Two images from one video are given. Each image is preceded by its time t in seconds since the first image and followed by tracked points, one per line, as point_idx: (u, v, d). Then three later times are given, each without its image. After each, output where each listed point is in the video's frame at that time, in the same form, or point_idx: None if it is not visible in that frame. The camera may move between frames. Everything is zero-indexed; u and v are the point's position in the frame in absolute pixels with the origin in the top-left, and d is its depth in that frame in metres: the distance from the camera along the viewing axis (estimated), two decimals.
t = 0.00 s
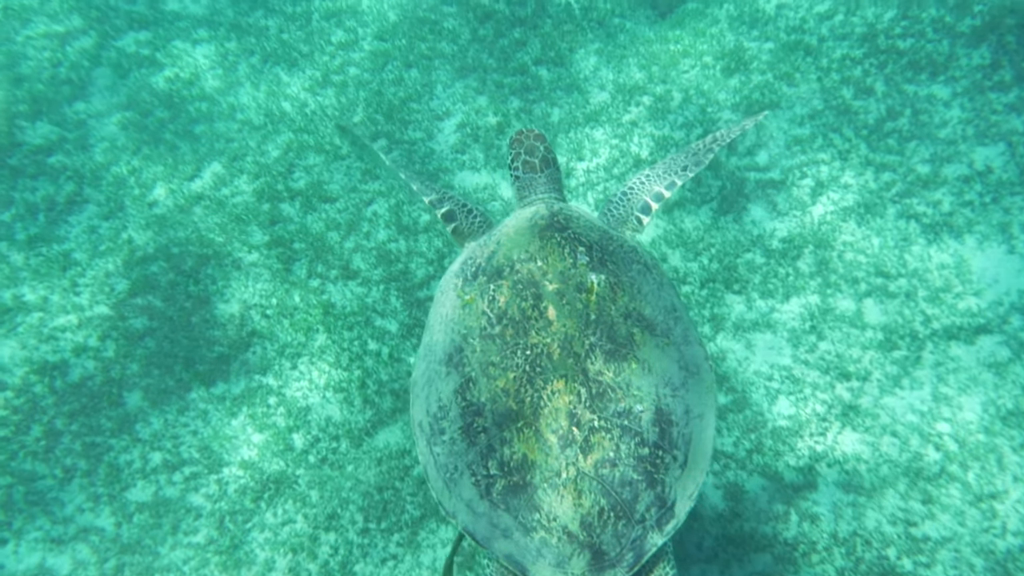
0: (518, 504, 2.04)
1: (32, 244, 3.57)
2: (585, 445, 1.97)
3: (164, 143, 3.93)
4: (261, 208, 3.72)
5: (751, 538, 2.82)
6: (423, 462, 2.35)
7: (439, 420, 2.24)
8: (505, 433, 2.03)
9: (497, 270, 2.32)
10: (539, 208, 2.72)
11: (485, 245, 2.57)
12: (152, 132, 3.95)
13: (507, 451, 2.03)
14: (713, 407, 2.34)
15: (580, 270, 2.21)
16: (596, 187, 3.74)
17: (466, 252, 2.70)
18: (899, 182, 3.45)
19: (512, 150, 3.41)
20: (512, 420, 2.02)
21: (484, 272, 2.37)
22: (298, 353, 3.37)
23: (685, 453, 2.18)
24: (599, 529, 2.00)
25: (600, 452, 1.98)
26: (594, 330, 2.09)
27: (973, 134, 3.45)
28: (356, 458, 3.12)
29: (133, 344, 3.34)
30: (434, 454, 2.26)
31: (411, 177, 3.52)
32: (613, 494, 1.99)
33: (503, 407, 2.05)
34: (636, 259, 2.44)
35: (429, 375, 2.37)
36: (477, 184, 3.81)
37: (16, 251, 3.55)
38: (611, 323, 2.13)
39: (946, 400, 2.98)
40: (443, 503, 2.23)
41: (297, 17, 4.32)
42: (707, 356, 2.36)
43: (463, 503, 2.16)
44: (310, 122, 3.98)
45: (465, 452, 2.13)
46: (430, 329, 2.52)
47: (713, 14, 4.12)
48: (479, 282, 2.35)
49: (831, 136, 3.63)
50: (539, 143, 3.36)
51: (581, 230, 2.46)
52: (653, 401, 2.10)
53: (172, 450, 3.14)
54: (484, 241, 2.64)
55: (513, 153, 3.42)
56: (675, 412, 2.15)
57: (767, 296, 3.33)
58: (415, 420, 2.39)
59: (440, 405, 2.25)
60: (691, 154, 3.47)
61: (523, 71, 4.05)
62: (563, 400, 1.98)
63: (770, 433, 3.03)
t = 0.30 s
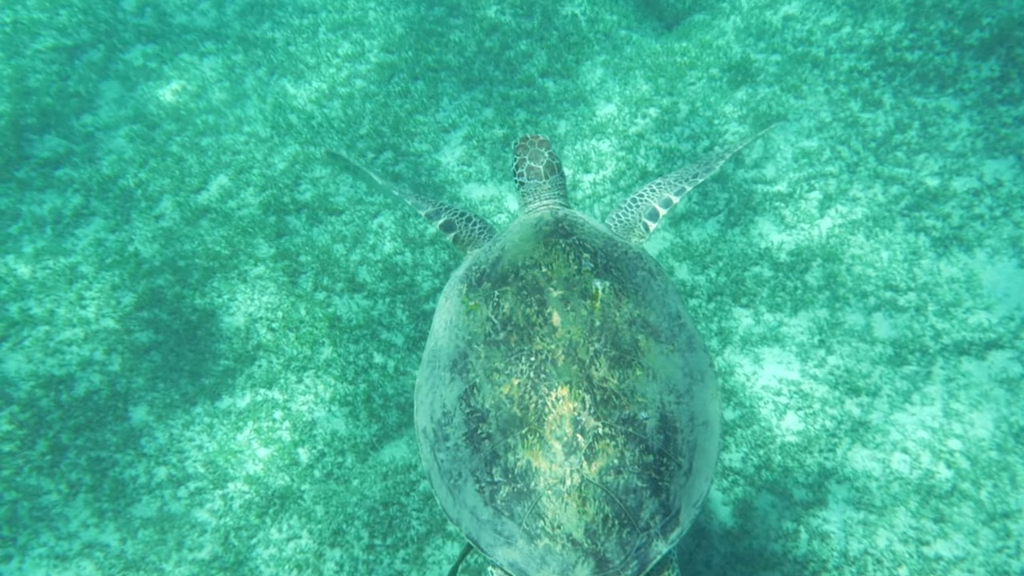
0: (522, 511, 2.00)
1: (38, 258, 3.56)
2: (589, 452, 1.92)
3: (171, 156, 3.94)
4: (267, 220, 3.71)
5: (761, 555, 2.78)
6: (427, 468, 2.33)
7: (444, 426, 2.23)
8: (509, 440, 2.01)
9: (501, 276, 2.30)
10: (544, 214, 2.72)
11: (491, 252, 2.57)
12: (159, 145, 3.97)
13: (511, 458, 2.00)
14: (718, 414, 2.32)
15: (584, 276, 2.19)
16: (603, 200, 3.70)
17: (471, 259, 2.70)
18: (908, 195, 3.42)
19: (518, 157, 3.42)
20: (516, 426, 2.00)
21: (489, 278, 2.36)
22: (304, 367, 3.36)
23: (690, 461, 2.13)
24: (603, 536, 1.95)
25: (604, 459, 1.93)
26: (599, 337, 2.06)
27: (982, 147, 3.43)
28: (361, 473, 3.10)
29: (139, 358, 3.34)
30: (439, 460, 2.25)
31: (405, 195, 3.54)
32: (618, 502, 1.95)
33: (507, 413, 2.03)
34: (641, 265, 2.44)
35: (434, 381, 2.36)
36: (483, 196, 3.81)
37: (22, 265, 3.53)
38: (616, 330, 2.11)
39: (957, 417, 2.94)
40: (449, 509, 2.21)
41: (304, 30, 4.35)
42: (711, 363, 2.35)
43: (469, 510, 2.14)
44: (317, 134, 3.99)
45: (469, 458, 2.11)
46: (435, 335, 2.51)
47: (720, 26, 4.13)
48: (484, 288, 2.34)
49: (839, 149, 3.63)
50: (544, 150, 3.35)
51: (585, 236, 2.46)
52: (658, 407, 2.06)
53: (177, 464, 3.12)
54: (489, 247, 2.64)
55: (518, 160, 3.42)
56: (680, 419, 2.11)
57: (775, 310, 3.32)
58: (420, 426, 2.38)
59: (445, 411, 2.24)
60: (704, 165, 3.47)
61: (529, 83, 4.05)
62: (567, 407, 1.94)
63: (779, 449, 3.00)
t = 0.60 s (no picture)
0: (524, 515, 1.98)
1: (42, 268, 3.54)
2: (592, 457, 1.90)
3: (175, 165, 3.93)
4: (271, 230, 3.71)
5: (767, 569, 2.76)
6: (428, 472, 2.31)
7: (446, 429, 2.21)
8: (511, 444, 1.99)
9: (504, 279, 2.29)
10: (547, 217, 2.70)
11: (493, 254, 2.56)
12: (163, 154, 3.96)
13: (513, 462, 1.98)
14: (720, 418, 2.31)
15: (587, 280, 2.18)
16: (607, 210, 3.69)
17: (473, 261, 2.69)
18: (914, 206, 3.40)
19: (520, 161, 3.43)
20: (518, 430, 1.98)
21: (491, 280, 2.34)
22: (307, 378, 3.34)
23: (692, 465, 2.12)
24: (606, 541, 1.93)
25: (606, 464, 1.92)
26: (602, 341, 2.05)
27: (989, 157, 3.41)
28: (365, 485, 3.08)
29: (142, 368, 3.33)
30: (440, 463, 2.23)
31: (400, 208, 3.53)
32: (620, 507, 1.93)
33: (510, 417, 2.01)
34: (643, 268, 2.42)
35: (436, 384, 2.35)
36: (487, 206, 3.80)
37: (27, 275, 3.52)
38: (618, 334, 2.09)
39: (966, 430, 2.91)
40: (449, 513, 2.19)
41: (308, 38, 4.34)
42: (714, 367, 2.34)
43: (470, 514, 2.12)
44: (321, 143, 3.98)
45: (471, 462, 2.10)
46: (437, 338, 2.50)
47: (724, 35, 4.12)
48: (486, 290, 2.32)
49: (845, 159, 3.62)
50: (546, 153, 3.35)
51: (588, 239, 2.44)
52: (660, 412, 2.05)
53: (180, 476, 3.11)
54: (491, 250, 2.62)
55: (520, 164, 3.42)
56: (682, 423, 2.10)
57: (781, 320, 3.30)
58: (421, 429, 2.36)
59: (447, 414, 2.22)
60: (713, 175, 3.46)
61: (534, 92, 4.04)
62: (570, 411, 1.92)
63: (786, 462, 2.97)
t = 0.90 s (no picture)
0: (524, 517, 1.96)
1: (44, 276, 3.53)
2: (592, 459, 1.86)
3: (178, 172, 3.91)
4: (273, 238, 3.70)
5: None
6: (429, 474, 2.30)
7: (447, 431, 2.20)
8: (512, 446, 1.97)
9: (505, 282, 2.28)
10: (549, 220, 2.69)
11: (495, 258, 2.55)
12: (166, 161, 3.94)
13: (514, 464, 1.96)
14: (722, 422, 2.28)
15: (588, 282, 2.17)
16: (611, 218, 3.66)
17: (475, 265, 2.69)
18: (919, 214, 3.39)
19: (522, 161, 3.42)
20: (519, 432, 1.96)
21: (493, 283, 2.34)
22: (310, 386, 3.32)
23: (693, 469, 2.09)
24: (606, 544, 1.89)
25: (607, 467, 1.88)
26: (603, 343, 2.03)
27: (995, 165, 3.39)
28: (367, 495, 3.07)
29: (144, 377, 3.33)
30: (441, 465, 2.22)
31: (394, 220, 3.48)
32: (621, 509, 1.90)
33: (511, 419, 2.00)
34: (645, 272, 2.41)
35: (437, 386, 2.34)
36: (490, 213, 3.79)
37: (29, 283, 3.51)
38: (619, 336, 2.08)
39: (972, 441, 2.89)
40: (450, 515, 2.18)
41: (311, 45, 4.33)
42: (715, 371, 2.31)
43: (470, 516, 2.10)
44: (324, 150, 3.98)
45: (472, 464, 2.08)
46: (438, 340, 2.49)
47: (728, 42, 4.12)
48: (488, 293, 2.31)
49: (849, 167, 3.61)
50: (549, 154, 3.34)
51: (589, 242, 2.43)
52: (661, 415, 2.03)
53: (182, 486, 3.10)
54: (493, 253, 2.61)
55: (522, 165, 3.41)
56: (683, 426, 2.08)
57: (785, 329, 3.28)
58: (423, 431, 2.35)
59: (448, 416, 2.21)
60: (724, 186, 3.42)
61: (537, 99, 4.05)
62: (570, 413, 1.90)
63: (790, 473, 2.95)
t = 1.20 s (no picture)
0: (524, 518, 1.95)
1: (45, 281, 3.51)
2: (592, 461, 1.84)
3: (179, 177, 3.89)
4: (274, 244, 3.69)
5: None
6: (429, 474, 2.29)
7: (447, 431, 2.19)
8: (511, 446, 1.96)
9: (505, 282, 2.26)
10: (549, 220, 2.68)
11: (495, 257, 2.54)
12: (167, 167, 3.92)
13: (513, 465, 1.95)
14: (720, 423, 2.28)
15: (588, 282, 2.14)
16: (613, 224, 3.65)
17: (475, 265, 2.67)
18: (923, 222, 3.37)
19: (522, 161, 3.40)
20: (518, 433, 1.94)
21: (493, 283, 2.31)
22: (311, 394, 3.31)
23: (692, 470, 2.08)
24: (605, 545, 1.87)
25: (606, 468, 1.86)
26: (603, 344, 2.02)
27: (999, 173, 3.38)
28: (368, 503, 3.06)
29: (144, 385, 3.33)
30: (440, 465, 2.21)
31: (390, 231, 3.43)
32: (620, 510, 1.89)
33: (510, 420, 1.98)
34: (645, 273, 2.39)
35: (437, 386, 2.33)
36: (493, 219, 3.78)
37: (29, 288, 3.50)
38: (619, 337, 2.06)
39: (976, 451, 2.88)
40: (450, 515, 2.18)
41: (312, 50, 4.31)
42: (714, 373, 2.33)
43: (470, 516, 2.11)
44: (325, 156, 3.97)
45: (471, 464, 2.07)
46: (438, 340, 2.47)
47: (731, 47, 4.09)
48: (488, 292, 2.29)
49: (852, 174, 3.59)
50: (549, 154, 3.33)
51: (590, 242, 2.41)
52: (660, 416, 2.01)
53: (182, 494, 3.08)
54: (493, 253, 2.60)
55: (523, 164, 3.40)
56: (682, 428, 2.06)
57: (788, 337, 3.27)
58: (423, 431, 2.35)
59: (447, 416, 2.20)
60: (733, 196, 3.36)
61: (539, 105, 4.03)
62: (570, 414, 1.87)
63: (793, 483, 2.93)
